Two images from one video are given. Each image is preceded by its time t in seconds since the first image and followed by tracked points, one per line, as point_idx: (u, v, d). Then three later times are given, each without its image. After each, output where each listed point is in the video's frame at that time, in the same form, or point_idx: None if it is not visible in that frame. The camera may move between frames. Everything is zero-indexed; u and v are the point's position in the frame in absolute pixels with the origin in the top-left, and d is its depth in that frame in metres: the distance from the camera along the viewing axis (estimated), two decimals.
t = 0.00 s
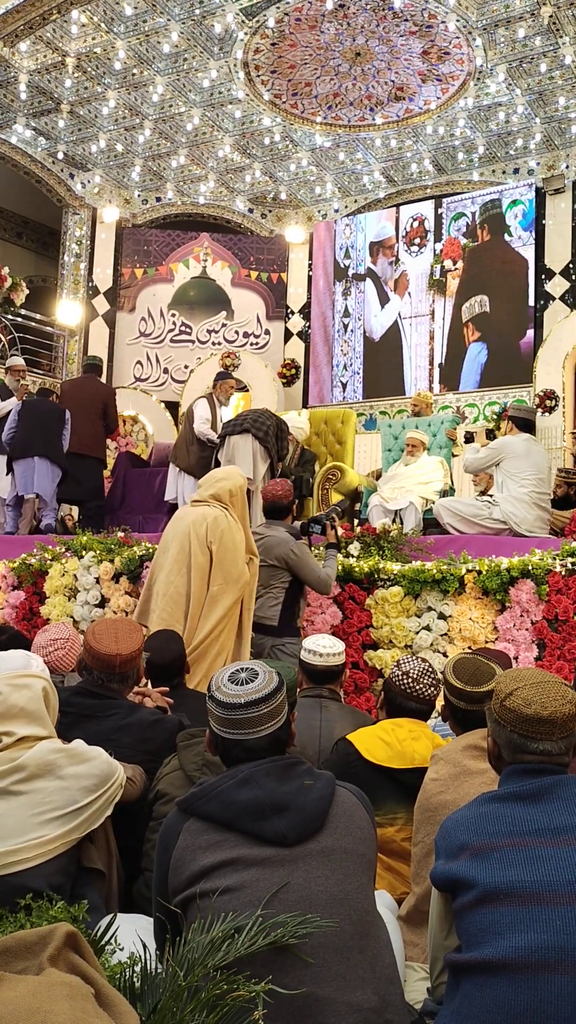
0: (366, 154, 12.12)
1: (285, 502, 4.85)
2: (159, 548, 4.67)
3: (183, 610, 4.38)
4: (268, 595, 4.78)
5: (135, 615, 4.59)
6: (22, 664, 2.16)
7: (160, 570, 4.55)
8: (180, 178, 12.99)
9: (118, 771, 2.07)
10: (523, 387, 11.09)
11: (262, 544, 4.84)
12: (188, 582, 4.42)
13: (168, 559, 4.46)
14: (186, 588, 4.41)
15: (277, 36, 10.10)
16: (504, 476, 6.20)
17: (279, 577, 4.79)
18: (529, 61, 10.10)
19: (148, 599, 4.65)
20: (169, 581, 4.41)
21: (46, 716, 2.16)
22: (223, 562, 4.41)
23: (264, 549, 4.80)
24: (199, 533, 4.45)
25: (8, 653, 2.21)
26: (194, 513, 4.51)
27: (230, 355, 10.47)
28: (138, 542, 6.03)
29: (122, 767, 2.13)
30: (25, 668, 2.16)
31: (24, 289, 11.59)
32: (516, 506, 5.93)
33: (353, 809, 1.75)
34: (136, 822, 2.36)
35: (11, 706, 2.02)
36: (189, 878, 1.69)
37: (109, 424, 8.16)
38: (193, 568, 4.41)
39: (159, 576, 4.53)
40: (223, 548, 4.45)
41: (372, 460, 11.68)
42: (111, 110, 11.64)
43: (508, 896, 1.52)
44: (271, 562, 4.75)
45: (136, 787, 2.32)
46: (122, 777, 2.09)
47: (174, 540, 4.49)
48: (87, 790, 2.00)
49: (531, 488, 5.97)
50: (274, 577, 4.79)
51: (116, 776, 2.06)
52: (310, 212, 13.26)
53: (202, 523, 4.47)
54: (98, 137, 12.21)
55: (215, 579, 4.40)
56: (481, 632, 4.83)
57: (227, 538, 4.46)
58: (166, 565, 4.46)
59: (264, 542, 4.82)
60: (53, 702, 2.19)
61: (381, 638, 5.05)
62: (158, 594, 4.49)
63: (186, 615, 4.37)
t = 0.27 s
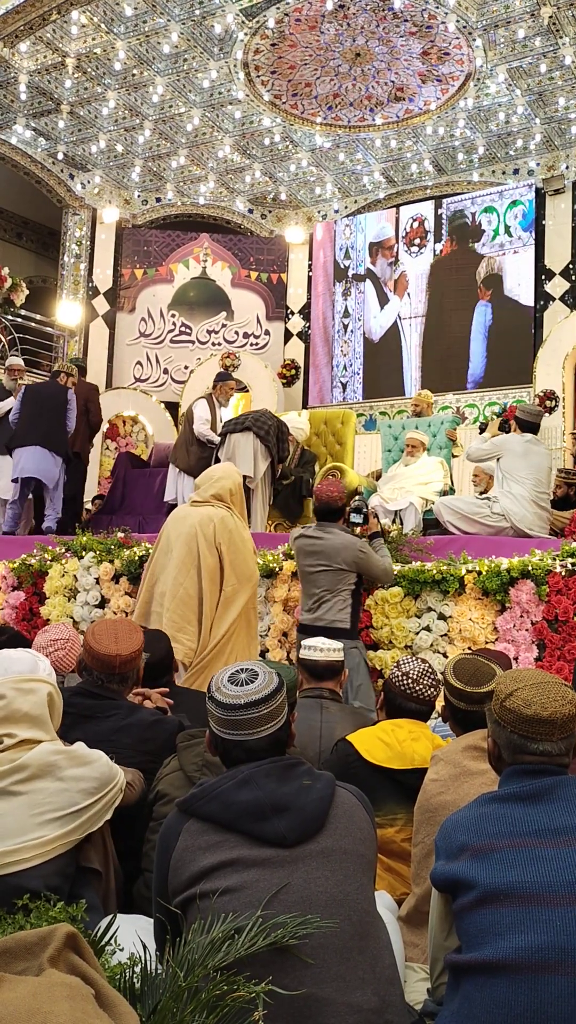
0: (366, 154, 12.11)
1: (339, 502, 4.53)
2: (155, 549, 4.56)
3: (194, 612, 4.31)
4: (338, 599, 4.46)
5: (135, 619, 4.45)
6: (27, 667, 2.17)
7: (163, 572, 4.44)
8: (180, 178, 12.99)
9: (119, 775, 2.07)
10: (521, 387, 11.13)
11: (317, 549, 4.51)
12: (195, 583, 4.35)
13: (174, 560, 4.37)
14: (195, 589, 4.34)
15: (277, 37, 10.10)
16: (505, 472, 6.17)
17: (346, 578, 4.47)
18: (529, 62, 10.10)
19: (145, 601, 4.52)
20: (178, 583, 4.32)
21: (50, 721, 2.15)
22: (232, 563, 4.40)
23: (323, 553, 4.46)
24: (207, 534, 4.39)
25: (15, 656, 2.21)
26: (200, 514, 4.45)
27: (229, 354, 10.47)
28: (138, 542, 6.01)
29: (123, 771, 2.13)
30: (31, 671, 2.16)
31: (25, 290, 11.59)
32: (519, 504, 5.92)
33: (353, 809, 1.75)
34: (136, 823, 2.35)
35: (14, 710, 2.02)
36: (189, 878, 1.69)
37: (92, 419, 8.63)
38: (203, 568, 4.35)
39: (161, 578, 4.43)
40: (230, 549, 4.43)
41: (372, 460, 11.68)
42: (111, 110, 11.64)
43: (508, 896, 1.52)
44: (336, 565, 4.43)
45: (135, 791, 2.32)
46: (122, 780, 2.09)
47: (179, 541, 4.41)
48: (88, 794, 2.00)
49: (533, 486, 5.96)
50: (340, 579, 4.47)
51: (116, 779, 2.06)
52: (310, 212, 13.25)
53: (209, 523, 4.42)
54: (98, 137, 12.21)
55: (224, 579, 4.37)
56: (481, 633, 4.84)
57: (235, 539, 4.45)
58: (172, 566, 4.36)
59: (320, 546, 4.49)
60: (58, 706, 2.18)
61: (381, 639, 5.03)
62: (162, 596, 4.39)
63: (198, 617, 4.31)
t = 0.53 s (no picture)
0: (366, 154, 12.10)
1: (404, 498, 4.46)
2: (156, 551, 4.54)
3: (199, 613, 4.31)
4: (403, 596, 4.41)
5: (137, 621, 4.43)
6: (27, 670, 2.16)
7: (166, 574, 4.43)
8: (180, 179, 12.98)
9: (116, 775, 2.07)
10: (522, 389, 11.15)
11: (382, 545, 4.44)
12: (200, 585, 4.36)
13: (178, 563, 4.36)
14: (200, 591, 4.34)
15: (277, 37, 10.10)
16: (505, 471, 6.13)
17: (410, 576, 4.44)
18: (530, 63, 10.10)
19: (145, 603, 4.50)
20: (182, 585, 4.31)
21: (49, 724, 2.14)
22: (236, 565, 4.42)
23: (391, 549, 4.41)
24: (211, 536, 4.40)
25: (14, 657, 2.19)
26: (204, 516, 4.45)
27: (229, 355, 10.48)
28: (138, 542, 6.01)
29: (121, 771, 2.13)
30: (31, 673, 2.15)
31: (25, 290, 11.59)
32: (522, 505, 5.92)
33: (353, 810, 1.75)
34: (137, 822, 2.36)
35: (12, 713, 2.03)
36: (189, 879, 1.69)
37: (85, 420, 8.68)
38: (208, 571, 4.35)
39: (164, 580, 4.42)
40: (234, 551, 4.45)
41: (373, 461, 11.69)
42: (112, 111, 11.63)
43: (508, 897, 1.52)
44: (405, 562, 4.40)
45: (135, 792, 2.34)
46: (119, 781, 2.09)
47: (182, 543, 4.40)
48: (85, 794, 2.00)
49: (533, 486, 5.94)
50: (405, 576, 4.42)
51: (113, 780, 2.05)
52: (311, 212, 13.24)
53: (212, 525, 4.43)
54: (99, 138, 12.20)
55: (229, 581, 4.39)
56: (481, 633, 4.87)
57: (238, 540, 4.47)
58: (176, 568, 4.36)
59: (385, 542, 4.42)
60: (58, 710, 2.18)
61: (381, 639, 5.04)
62: (166, 598, 4.38)
63: (202, 619, 4.31)
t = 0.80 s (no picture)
0: (367, 154, 12.10)
1: (444, 504, 4.29)
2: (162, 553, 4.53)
3: (209, 614, 4.30)
4: (443, 605, 4.28)
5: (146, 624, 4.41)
6: (23, 671, 2.15)
7: (174, 576, 4.42)
8: (181, 179, 12.98)
9: (116, 775, 2.06)
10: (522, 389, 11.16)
11: (423, 552, 4.25)
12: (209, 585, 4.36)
13: (186, 564, 4.35)
14: (209, 591, 4.34)
15: (278, 38, 10.10)
16: (508, 472, 6.09)
17: (450, 584, 4.30)
18: (530, 64, 10.10)
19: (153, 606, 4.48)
20: (192, 586, 4.30)
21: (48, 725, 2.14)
22: (244, 565, 4.43)
23: (433, 556, 4.24)
24: (219, 536, 4.40)
25: (10, 660, 2.17)
26: (211, 516, 4.44)
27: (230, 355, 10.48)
28: (138, 543, 6.06)
29: (120, 772, 2.12)
30: (27, 675, 2.15)
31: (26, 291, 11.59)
32: (525, 505, 5.91)
33: (354, 810, 1.75)
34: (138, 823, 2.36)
35: (9, 714, 2.04)
36: (190, 880, 1.69)
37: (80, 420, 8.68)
38: (216, 571, 4.35)
39: (172, 582, 4.40)
40: (241, 551, 4.45)
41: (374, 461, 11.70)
42: (112, 111, 11.63)
43: (510, 899, 1.52)
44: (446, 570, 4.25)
45: (136, 793, 2.32)
46: (119, 781, 2.08)
47: (189, 545, 4.39)
48: (85, 794, 2.00)
49: (535, 487, 5.93)
50: (445, 584, 4.28)
51: (113, 780, 2.05)
52: (312, 212, 13.24)
53: (219, 525, 4.43)
54: (100, 139, 12.20)
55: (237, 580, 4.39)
56: (482, 633, 4.84)
57: (245, 539, 4.48)
58: (185, 570, 4.35)
59: (425, 549, 4.25)
60: (56, 710, 2.18)
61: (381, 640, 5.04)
62: (175, 600, 4.36)
63: (213, 619, 4.31)
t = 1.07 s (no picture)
0: (368, 155, 12.10)
1: (475, 503, 4.24)
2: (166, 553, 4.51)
3: (216, 614, 4.31)
4: (471, 604, 4.23)
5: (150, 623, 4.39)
6: (21, 671, 2.19)
7: (179, 576, 4.40)
8: (182, 180, 12.98)
9: (115, 775, 2.06)
10: (523, 389, 11.15)
11: (454, 549, 4.20)
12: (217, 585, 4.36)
13: (193, 564, 4.35)
14: (217, 591, 4.34)
15: (279, 39, 10.11)
16: (509, 473, 6.09)
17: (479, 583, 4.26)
18: (531, 65, 10.11)
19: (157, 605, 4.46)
20: (201, 586, 4.30)
21: (47, 726, 2.15)
22: (251, 564, 4.46)
23: (463, 555, 4.18)
24: (227, 536, 4.41)
25: (7, 658, 2.22)
26: (218, 516, 4.45)
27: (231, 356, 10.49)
28: (138, 542, 6.07)
29: (119, 772, 2.13)
30: (24, 675, 2.19)
31: (26, 291, 11.60)
32: (526, 505, 5.92)
33: (354, 811, 1.75)
34: (139, 824, 2.36)
35: (8, 715, 2.04)
36: (191, 881, 1.69)
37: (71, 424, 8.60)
38: (224, 571, 4.36)
39: (178, 582, 4.39)
40: (248, 551, 4.47)
41: (374, 461, 11.71)
42: (113, 112, 11.63)
43: (510, 900, 1.52)
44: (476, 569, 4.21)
45: (136, 793, 2.31)
46: (119, 781, 2.08)
47: (197, 545, 4.39)
48: (84, 794, 2.00)
49: (536, 487, 5.94)
50: (473, 583, 4.23)
51: (113, 780, 2.06)
52: (312, 213, 13.25)
53: (227, 526, 4.44)
54: (101, 139, 12.21)
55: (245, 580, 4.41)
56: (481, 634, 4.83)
57: (251, 539, 4.50)
58: (192, 570, 4.34)
59: (455, 548, 4.19)
60: (55, 711, 2.18)
61: (381, 641, 5.05)
62: (182, 599, 4.35)
63: (220, 619, 4.32)
